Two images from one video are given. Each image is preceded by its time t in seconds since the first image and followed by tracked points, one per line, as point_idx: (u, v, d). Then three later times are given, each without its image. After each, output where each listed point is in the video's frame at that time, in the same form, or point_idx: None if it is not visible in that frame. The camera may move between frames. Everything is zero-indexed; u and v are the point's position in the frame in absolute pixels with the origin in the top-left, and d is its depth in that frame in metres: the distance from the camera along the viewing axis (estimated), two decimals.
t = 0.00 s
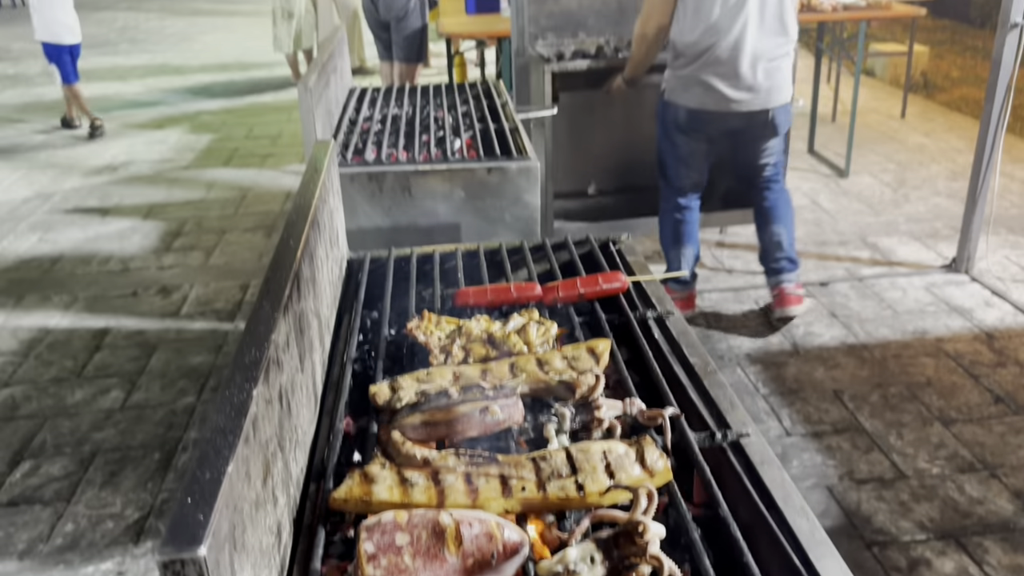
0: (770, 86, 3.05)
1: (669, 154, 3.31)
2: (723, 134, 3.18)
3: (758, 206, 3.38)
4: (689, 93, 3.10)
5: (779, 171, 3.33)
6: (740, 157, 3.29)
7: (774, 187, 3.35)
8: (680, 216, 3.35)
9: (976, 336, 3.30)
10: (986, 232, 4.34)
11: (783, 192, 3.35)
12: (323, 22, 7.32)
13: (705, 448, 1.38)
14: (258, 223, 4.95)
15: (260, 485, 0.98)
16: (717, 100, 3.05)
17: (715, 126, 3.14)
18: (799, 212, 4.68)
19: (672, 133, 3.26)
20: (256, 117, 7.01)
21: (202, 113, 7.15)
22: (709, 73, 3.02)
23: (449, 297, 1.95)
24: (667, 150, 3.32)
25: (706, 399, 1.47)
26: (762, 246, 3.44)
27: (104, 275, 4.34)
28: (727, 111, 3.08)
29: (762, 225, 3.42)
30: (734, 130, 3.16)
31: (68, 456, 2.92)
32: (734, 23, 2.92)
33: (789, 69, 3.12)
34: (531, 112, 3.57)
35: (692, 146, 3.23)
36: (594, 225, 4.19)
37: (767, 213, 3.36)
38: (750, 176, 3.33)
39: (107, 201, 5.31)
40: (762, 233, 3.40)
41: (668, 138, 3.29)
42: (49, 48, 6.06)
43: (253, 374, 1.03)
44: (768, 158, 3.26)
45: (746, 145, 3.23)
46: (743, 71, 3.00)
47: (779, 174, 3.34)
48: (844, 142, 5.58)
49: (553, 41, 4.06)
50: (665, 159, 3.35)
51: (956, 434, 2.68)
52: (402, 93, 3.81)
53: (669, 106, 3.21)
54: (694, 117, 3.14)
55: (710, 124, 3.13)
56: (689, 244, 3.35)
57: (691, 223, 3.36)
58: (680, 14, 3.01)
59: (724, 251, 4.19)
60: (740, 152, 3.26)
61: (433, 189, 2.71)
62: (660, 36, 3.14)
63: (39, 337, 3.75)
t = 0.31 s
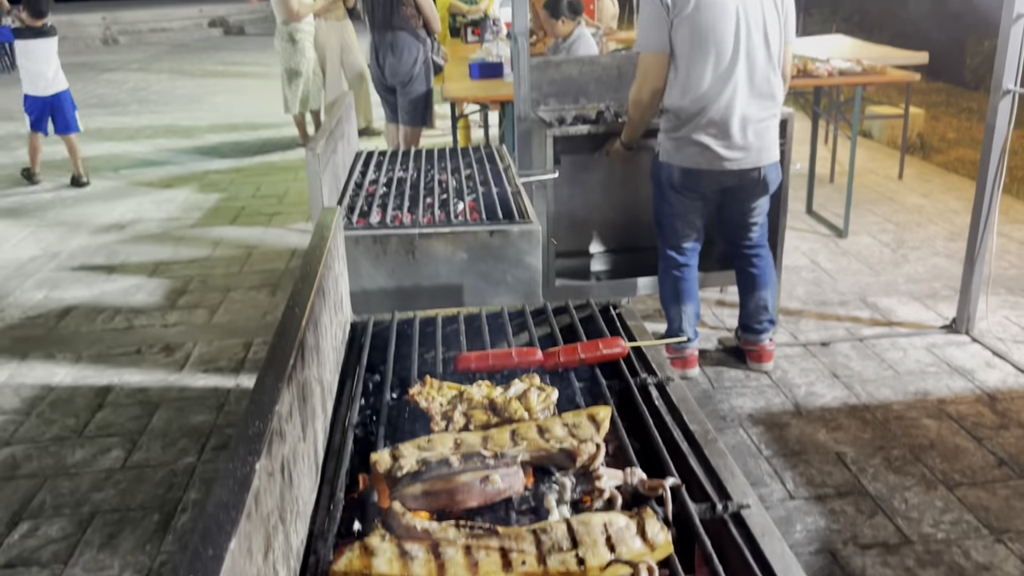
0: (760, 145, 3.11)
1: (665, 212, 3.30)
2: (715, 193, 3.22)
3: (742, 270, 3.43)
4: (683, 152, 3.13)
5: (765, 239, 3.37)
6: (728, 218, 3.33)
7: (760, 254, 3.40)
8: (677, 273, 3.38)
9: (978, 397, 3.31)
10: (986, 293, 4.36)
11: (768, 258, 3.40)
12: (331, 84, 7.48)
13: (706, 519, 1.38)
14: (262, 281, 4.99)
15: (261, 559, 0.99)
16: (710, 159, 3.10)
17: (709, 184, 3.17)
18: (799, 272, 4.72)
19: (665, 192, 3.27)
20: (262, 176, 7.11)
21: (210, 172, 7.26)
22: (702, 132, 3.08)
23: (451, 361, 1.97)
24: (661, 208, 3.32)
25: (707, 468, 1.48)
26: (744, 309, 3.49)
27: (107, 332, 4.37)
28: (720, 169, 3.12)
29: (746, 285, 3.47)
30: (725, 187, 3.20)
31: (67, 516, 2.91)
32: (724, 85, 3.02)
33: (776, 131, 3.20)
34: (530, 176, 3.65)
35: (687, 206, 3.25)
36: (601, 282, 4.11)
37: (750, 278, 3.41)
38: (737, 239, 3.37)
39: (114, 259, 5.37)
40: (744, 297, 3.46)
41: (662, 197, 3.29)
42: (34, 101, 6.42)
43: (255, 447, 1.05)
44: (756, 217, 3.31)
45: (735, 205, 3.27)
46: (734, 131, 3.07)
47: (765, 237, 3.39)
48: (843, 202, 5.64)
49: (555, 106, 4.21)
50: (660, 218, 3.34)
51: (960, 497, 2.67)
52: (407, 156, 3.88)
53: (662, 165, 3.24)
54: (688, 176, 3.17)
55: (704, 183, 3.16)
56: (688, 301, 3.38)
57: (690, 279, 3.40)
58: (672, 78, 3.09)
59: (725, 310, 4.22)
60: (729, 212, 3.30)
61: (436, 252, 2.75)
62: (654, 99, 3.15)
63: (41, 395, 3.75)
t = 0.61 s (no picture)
0: (763, 198, 3.15)
1: (670, 264, 3.33)
2: (720, 245, 3.25)
3: (747, 323, 3.45)
4: (687, 205, 3.19)
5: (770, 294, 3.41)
6: (734, 271, 3.36)
7: (765, 309, 3.42)
8: (683, 325, 3.38)
9: (982, 453, 3.30)
10: (988, 347, 4.37)
11: (774, 313, 3.42)
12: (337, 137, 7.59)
13: None
14: (266, 332, 5.02)
15: None
16: (713, 212, 3.15)
17: (714, 237, 3.21)
18: (801, 324, 4.74)
19: (671, 244, 3.30)
20: (268, 227, 7.19)
21: (216, 223, 7.34)
22: (705, 186, 3.13)
23: (454, 419, 1.99)
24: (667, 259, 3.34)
25: (708, 533, 1.48)
26: (750, 362, 3.50)
27: (111, 383, 4.39)
28: (724, 222, 3.16)
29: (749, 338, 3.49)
30: (730, 240, 3.24)
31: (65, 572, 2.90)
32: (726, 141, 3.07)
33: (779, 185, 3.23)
34: (534, 231, 3.69)
35: (692, 258, 3.28)
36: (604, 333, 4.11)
37: (755, 332, 3.44)
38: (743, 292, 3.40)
39: (119, 310, 5.41)
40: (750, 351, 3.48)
41: (667, 249, 3.32)
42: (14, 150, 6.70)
43: (259, 514, 1.08)
44: (760, 270, 3.35)
45: (740, 257, 3.30)
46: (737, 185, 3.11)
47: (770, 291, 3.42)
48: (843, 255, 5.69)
49: (557, 161, 4.29)
50: (665, 269, 3.36)
51: (965, 557, 2.65)
52: (412, 210, 3.94)
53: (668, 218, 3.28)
54: (693, 228, 3.21)
55: (709, 235, 3.20)
56: (694, 353, 3.39)
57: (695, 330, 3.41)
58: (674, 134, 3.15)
59: (727, 363, 4.23)
60: (735, 264, 3.33)
61: (439, 307, 2.78)
62: (658, 154, 3.20)
63: (44, 447, 3.76)
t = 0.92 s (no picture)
0: (757, 234, 3.17)
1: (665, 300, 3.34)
2: (714, 280, 3.26)
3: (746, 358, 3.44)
4: (681, 238, 3.20)
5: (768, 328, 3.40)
6: (731, 306, 3.36)
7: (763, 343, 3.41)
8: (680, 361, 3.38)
9: (984, 493, 3.29)
10: (989, 385, 4.37)
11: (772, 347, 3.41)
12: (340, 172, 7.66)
13: None
14: (267, 367, 5.03)
15: None
16: (706, 246, 3.16)
17: (710, 272, 3.22)
18: (801, 361, 4.74)
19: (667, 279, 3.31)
20: (272, 261, 7.23)
21: (220, 257, 7.38)
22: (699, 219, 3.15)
23: (451, 460, 2.00)
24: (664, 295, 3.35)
25: None
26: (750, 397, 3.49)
27: (111, 417, 4.40)
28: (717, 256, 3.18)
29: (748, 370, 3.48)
30: (726, 274, 3.24)
31: None
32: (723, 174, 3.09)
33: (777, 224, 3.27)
34: (534, 268, 3.71)
35: (688, 292, 3.29)
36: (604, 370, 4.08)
37: (754, 367, 3.43)
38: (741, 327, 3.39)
39: (122, 344, 5.43)
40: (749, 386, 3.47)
41: (664, 284, 3.33)
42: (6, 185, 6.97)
43: (252, 560, 1.10)
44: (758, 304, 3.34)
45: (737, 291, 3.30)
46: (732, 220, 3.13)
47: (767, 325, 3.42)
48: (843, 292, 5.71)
49: (557, 198, 4.31)
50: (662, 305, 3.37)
51: None
52: (413, 247, 3.96)
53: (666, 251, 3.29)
54: (688, 262, 3.22)
55: (704, 269, 3.21)
56: (691, 389, 3.39)
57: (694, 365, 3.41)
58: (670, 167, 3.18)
59: (727, 400, 4.23)
60: (732, 299, 3.33)
61: (438, 344, 2.79)
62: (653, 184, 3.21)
63: (42, 482, 3.75)
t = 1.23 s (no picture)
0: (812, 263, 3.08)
1: (722, 339, 3.07)
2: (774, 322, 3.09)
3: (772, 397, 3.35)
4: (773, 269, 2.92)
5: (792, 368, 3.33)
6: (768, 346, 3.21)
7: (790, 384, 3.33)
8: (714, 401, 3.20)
9: (987, 524, 3.27)
10: (992, 415, 4.35)
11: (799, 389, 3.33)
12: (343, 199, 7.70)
13: None
14: (269, 394, 5.02)
15: None
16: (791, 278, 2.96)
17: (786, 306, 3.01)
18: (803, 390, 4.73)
19: (724, 314, 3.05)
20: (274, 288, 7.25)
21: (223, 283, 7.41)
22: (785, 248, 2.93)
23: (450, 489, 1.99)
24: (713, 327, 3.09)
25: None
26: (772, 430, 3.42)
27: (114, 445, 4.38)
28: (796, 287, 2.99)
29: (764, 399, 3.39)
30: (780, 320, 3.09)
31: None
32: (801, 206, 2.96)
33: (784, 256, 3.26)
34: (535, 296, 3.72)
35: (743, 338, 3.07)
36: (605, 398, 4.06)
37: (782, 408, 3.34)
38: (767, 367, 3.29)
39: (123, 370, 5.43)
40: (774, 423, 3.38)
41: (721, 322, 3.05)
42: None
43: None
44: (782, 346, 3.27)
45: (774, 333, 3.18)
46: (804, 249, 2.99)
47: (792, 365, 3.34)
48: (845, 321, 5.71)
49: (558, 227, 4.34)
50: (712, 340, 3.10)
51: None
52: (415, 275, 3.98)
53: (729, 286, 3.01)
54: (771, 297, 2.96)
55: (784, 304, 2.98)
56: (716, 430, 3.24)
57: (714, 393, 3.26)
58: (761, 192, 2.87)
59: (729, 429, 4.21)
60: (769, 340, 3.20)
61: (439, 373, 2.80)
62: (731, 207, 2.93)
63: (41, 510, 3.74)
